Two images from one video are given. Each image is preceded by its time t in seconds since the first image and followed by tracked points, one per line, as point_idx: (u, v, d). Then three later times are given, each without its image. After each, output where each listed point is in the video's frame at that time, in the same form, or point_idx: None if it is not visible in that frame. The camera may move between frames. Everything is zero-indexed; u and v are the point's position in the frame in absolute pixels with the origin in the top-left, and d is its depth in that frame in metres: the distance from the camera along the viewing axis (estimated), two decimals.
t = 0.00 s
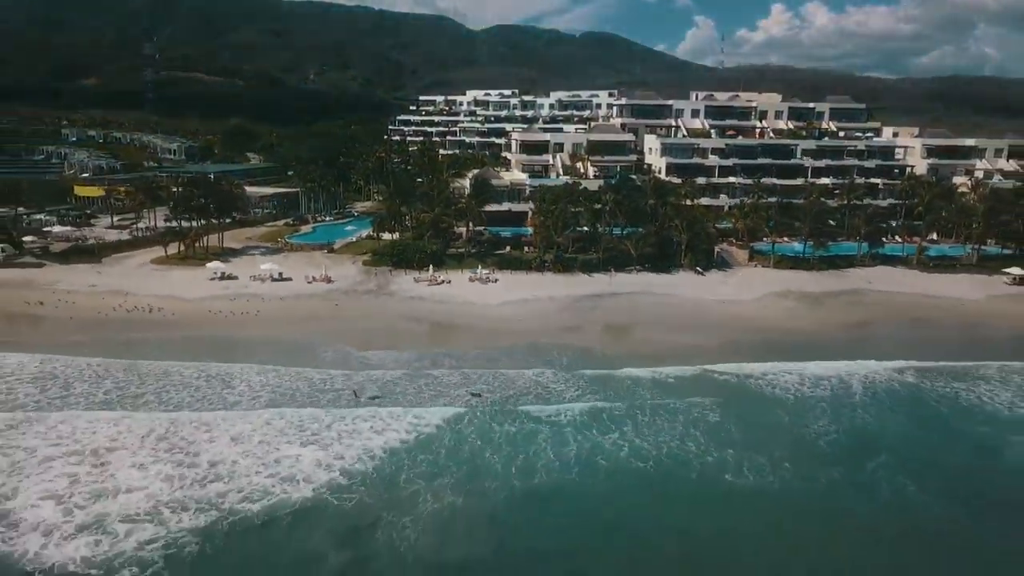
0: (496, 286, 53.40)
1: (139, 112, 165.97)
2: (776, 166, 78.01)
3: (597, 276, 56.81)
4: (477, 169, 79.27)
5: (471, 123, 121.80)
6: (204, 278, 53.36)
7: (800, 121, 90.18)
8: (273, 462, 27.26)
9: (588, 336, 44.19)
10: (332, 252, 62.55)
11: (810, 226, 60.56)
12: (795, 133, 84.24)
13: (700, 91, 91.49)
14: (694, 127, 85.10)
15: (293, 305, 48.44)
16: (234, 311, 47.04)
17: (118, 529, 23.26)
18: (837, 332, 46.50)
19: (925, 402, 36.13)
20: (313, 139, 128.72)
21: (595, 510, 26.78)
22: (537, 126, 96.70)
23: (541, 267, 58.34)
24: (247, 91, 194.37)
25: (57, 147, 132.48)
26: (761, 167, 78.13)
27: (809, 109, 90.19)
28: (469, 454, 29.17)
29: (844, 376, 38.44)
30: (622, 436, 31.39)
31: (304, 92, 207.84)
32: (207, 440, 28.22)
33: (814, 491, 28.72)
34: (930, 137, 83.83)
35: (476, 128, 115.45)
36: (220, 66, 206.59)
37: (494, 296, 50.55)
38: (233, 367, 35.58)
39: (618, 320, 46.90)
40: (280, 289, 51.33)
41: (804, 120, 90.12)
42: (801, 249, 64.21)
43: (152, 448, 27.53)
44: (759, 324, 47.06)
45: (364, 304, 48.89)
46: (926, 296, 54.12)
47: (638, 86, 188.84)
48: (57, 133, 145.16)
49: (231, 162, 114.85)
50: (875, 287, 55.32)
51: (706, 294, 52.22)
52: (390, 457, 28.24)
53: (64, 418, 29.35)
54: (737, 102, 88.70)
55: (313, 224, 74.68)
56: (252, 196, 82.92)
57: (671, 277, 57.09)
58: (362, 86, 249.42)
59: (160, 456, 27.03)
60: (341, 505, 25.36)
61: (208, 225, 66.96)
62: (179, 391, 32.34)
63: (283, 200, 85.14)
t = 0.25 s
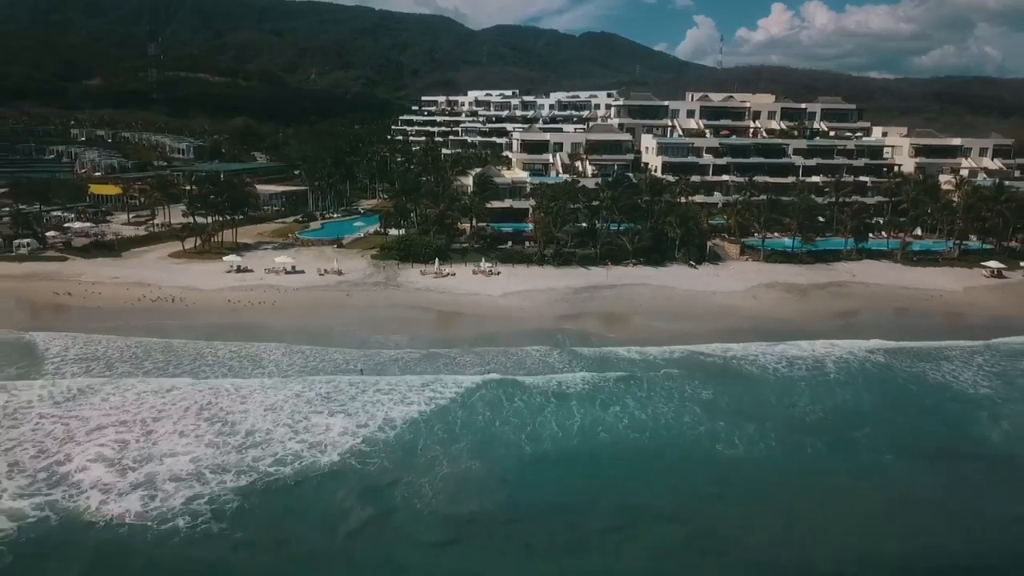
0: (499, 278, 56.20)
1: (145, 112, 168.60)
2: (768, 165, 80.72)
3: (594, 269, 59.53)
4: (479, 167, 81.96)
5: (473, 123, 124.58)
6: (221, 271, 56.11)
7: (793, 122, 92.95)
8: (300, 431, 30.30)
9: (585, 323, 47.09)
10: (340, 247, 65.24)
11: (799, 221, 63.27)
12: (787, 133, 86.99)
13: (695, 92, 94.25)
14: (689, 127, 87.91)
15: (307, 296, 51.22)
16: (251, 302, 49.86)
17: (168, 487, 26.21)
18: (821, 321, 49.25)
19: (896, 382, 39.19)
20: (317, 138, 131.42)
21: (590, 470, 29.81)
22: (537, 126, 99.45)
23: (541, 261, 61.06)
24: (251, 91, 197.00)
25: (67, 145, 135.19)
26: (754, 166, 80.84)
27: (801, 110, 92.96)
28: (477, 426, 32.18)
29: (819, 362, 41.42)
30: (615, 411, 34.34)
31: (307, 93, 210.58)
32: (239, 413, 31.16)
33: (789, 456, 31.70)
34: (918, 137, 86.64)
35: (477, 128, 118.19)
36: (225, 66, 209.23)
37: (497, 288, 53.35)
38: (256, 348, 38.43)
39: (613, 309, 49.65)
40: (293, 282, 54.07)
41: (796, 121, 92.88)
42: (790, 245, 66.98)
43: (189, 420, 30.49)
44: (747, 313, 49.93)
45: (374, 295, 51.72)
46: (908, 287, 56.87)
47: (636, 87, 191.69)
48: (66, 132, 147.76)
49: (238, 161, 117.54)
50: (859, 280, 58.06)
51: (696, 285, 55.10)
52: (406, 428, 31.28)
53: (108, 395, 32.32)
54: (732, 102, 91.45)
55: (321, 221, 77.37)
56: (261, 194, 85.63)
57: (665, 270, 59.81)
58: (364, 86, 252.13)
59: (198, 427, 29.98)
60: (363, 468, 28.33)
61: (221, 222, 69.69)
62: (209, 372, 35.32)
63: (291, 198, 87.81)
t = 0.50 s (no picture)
0: (503, 272, 58.55)
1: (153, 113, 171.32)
2: (764, 163, 82.99)
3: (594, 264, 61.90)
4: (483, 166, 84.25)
5: (476, 123, 126.92)
6: (237, 265, 58.51)
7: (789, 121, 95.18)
8: (316, 414, 34.13)
9: (584, 314, 49.59)
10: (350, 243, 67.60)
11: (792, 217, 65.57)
12: (783, 132, 89.24)
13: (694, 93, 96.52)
14: (688, 127, 90.20)
15: (320, 289, 53.67)
16: (267, 295, 52.32)
17: (197, 458, 30.18)
18: (811, 312, 51.60)
19: (866, 373, 42.22)
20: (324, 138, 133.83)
21: (577, 444, 33.10)
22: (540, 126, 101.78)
23: (543, 256, 63.42)
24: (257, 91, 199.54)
25: (78, 146, 137.99)
26: (750, 164, 83.08)
27: (797, 110, 95.20)
28: (475, 410, 35.52)
29: (796, 354, 44.58)
30: (606, 398, 37.67)
31: (312, 93, 213.08)
32: (263, 400, 35.29)
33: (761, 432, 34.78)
34: (912, 136, 88.77)
35: (481, 128, 120.54)
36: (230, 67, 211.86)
37: (501, 281, 55.87)
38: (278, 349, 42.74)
39: (611, 301, 52.10)
40: (306, 276, 56.50)
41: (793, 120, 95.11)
42: (784, 241, 69.27)
43: (218, 405, 34.73)
44: (739, 305, 52.30)
45: (383, 288, 54.12)
46: (897, 280, 59.12)
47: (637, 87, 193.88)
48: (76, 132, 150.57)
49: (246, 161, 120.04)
50: (850, 273, 60.35)
51: (690, 279, 57.46)
52: (410, 411, 34.82)
53: (147, 388, 37.01)
54: (730, 102, 93.71)
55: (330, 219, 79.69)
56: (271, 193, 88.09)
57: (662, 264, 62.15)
58: (369, 86, 254.45)
59: (224, 411, 34.12)
60: (372, 445, 31.74)
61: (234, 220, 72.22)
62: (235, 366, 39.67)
63: (300, 196, 90.26)
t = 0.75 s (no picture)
0: (503, 271, 59.30)
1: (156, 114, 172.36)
2: (762, 164, 83.82)
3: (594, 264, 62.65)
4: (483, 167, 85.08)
5: (477, 125, 127.82)
6: (240, 265, 59.29)
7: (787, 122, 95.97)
8: (323, 409, 35.10)
9: (583, 313, 50.41)
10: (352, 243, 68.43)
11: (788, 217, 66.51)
12: (781, 133, 90.05)
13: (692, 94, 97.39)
14: (687, 128, 90.96)
15: (321, 289, 54.45)
16: (270, 294, 53.11)
17: (208, 452, 31.17)
18: (806, 310, 52.44)
19: (857, 368, 43.11)
20: (325, 139, 134.73)
21: (576, 436, 34.04)
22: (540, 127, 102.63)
23: (544, 256, 64.28)
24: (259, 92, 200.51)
25: (82, 148, 138.95)
26: (748, 164, 83.91)
27: (795, 111, 95.99)
28: (476, 404, 36.46)
29: (788, 350, 45.48)
30: (604, 391, 38.69)
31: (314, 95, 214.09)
32: (271, 396, 36.29)
33: (755, 425, 35.66)
34: (909, 137, 89.49)
35: (482, 129, 121.39)
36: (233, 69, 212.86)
37: (501, 280, 56.67)
38: (285, 348, 43.77)
39: (609, 300, 52.90)
40: (309, 275, 57.36)
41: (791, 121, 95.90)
42: (782, 240, 69.99)
43: (228, 402, 35.69)
44: (736, 303, 53.06)
45: (384, 288, 54.92)
46: (893, 279, 59.90)
47: (637, 88, 194.75)
48: (80, 134, 151.51)
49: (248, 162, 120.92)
50: (845, 272, 61.19)
51: (687, 277, 58.22)
52: (413, 406, 35.77)
53: (158, 385, 37.97)
54: (728, 104, 94.51)
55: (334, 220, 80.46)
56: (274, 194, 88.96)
57: (662, 263, 62.79)
58: (370, 88, 255.35)
59: (232, 407, 35.06)
60: (376, 439, 32.69)
61: (238, 220, 73.06)
62: (244, 365, 40.66)
63: (302, 197, 91.13)
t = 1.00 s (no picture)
0: (501, 275, 58.59)
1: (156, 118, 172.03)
2: (764, 166, 83.13)
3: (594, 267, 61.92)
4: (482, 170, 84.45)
5: (477, 127, 127.24)
6: (236, 269, 58.66)
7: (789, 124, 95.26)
8: (319, 419, 34.35)
9: (581, 317, 49.71)
10: (349, 247, 67.79)
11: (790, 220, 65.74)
12: (782, 135, 89.34)
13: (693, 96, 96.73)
14: (688, 130, 90.33)
15: (317, 293, 53.84)
16: (265, 299, 52.49)
17: (199, 462, 30.45)
18: (809, 315, 51.72)
19: (861, 373, 42.32)
20: (325, 142, 134.25)
21: (575, 445, 33.24)
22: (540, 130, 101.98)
23: (543, 259, 63.61)
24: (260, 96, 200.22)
25: (82, 151, 138.59)
26: (750, 167, 83.20)
27: (797, 113, 95.28)
28: (473, 413, 35.68)
29: (790, 355, 44.73)
30: (604, 396, 38.04)
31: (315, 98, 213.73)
32: (266, 405, 35.56)
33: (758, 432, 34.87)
34: (911, 139, 88.77)
35: (482, 132, 120.79)
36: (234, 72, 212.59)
37: (500, 284, 55.99)
38: (283, 355, 43.07)
39: (608, 304, 52.20)
40: (305, 279, 56.73)
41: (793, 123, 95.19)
42: (784, 243, 69.24)
43: (222, 411, 34.96)
44: (736, 307, 52.38)
45: (381, 292, 54.27)
46: (896, 282, 59.15)
47: (638, 91, 194.09)
48: (80, 138, 151.19)
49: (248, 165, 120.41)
50: (848, 276, 60.45)
51: (687, 281, 57.51)
52: (410, 414, 35.08)
53: (152, 392, 37.27)
54: (729, 106, 93.83)
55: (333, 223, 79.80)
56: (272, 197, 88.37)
57: (662, 267, 62.03)
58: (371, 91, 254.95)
59: (227, 417, 34.30)
60: (371, 448, 31.97)
61: (235, 224, 72.47)
62: (240, 372, 39.93)
63: (301, 200, 90.54)
